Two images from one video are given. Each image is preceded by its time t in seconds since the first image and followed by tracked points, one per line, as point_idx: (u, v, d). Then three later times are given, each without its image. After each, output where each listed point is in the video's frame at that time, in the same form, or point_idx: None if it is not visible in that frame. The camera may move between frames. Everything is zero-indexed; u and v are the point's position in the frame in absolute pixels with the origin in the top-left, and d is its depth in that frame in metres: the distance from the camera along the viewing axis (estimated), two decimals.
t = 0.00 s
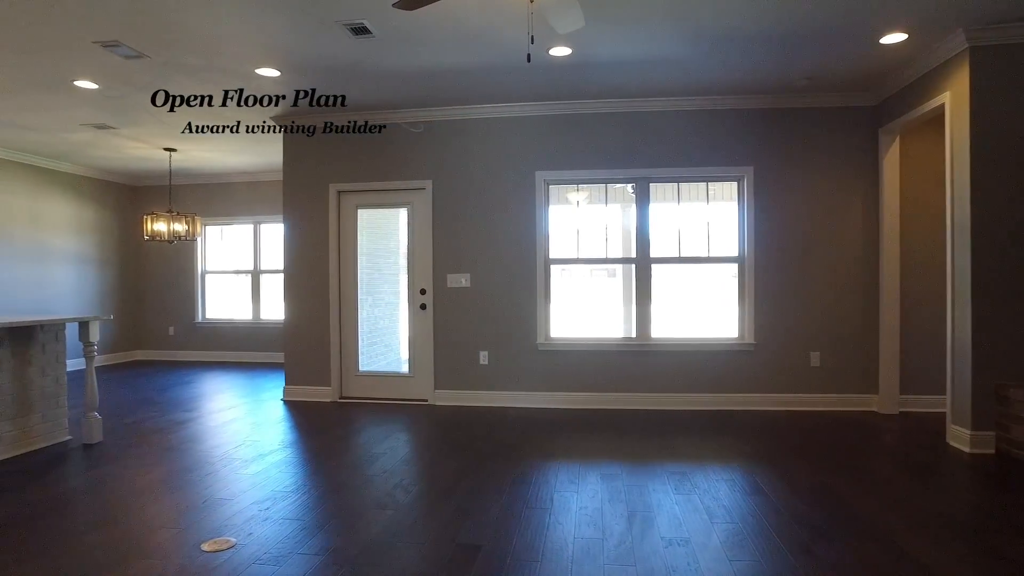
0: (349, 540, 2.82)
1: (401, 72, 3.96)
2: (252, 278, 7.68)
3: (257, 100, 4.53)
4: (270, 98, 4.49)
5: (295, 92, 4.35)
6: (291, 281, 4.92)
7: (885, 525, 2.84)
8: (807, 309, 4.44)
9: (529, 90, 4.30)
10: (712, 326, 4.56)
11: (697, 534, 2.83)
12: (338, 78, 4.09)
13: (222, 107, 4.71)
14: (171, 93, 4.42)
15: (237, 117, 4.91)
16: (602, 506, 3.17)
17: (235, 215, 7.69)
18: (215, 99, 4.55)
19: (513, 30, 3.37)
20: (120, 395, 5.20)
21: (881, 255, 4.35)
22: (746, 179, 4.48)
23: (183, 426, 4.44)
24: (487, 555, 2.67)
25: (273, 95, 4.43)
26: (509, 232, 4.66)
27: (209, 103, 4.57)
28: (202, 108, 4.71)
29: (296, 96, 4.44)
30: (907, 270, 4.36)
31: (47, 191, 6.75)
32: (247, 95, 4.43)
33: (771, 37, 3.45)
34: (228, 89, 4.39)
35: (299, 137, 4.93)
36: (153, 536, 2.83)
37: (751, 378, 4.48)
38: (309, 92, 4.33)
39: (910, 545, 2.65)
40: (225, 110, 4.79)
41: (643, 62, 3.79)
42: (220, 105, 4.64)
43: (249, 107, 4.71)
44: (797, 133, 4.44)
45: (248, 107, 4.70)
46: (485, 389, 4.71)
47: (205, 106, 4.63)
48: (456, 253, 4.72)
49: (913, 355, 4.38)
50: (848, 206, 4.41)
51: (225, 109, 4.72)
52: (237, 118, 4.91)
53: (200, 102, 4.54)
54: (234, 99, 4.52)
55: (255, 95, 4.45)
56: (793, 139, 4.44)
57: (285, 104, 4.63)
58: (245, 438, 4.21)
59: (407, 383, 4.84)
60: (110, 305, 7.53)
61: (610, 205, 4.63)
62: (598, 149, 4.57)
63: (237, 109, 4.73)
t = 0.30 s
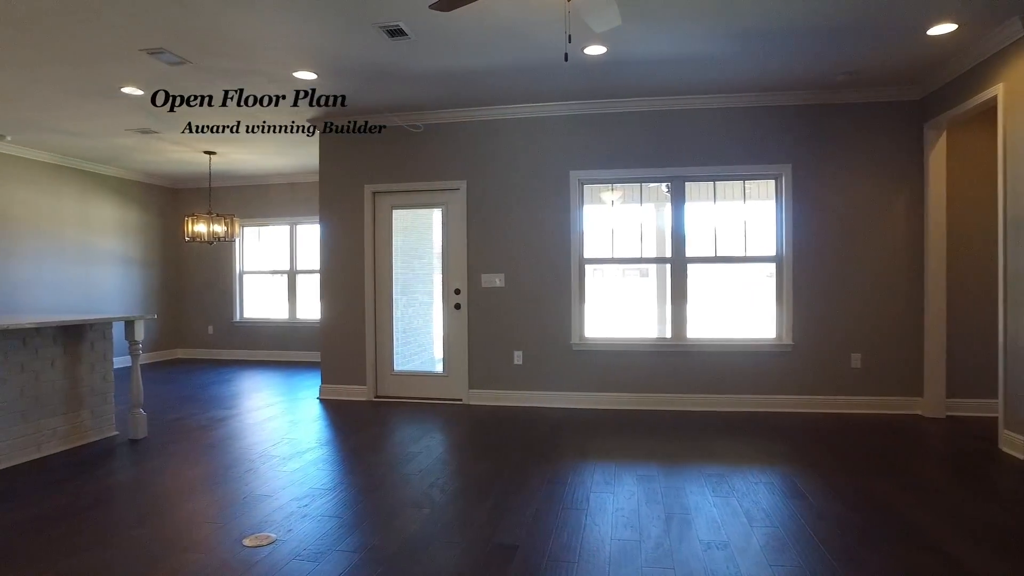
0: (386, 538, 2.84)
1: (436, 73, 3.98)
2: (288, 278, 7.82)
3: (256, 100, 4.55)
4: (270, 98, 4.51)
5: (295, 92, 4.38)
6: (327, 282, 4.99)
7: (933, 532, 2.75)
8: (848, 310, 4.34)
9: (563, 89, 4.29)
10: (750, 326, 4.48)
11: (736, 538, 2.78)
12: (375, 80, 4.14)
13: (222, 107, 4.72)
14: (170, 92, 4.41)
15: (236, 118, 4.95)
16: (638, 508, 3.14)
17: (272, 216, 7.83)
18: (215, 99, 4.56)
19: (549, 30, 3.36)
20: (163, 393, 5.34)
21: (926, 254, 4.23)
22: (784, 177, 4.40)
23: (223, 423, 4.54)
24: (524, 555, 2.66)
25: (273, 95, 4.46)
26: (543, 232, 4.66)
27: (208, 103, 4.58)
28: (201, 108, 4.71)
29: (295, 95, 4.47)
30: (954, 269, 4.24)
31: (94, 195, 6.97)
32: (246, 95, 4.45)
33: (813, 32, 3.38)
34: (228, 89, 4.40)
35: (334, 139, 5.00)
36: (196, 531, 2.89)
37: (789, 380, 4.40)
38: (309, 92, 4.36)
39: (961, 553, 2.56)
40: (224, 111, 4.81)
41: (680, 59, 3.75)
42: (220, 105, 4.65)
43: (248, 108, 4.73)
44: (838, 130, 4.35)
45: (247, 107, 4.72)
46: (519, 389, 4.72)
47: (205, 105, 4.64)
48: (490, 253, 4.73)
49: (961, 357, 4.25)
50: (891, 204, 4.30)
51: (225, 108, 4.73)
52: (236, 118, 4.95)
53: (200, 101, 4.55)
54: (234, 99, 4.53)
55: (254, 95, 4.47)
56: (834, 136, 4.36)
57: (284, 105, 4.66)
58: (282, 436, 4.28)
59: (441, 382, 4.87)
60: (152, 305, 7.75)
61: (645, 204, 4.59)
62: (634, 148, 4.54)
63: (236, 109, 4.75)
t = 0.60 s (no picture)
0: (417, 536, 2.85)
1: (465, 73, 4.00)
2: (319, 278, 7.91)
3: (256, 100, 4.58)
4: (270, 98, 4.54)
5: (296, 92, 4.41)
6: (357, 281, 5.05)
7: (977, 539, 2.67)
8: (885, 309, 4.25)
9: (593, 88, 4.27)
10: (783, 325, 4.41)
11: (770, 541, 2.73)
12: (405, 81, 4.17)
13: (222, 107, 4.75)
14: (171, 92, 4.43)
15: (236, 117, 4.99)
16: (670, 509, 3.10)
17: (302, 217, 7.94)
18: (215, 99, 4.59)
19: (579, 28, 3.35)
20: (199, 390, 5.46)
21: (968, 252, 4.13)
22: (818, 174, 4.33)
23: (256, 420, 4.61)
24: (555, 555, 2.65)
25: (273, 95, 4.49)
26: (573, 232, 4.64)
27: (208, 103, 4.60)
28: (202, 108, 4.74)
29: (295, 95, 4.50)
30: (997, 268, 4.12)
31: (133, 198, 7.15)
32: (245, 95, 4.48)
33: (852, 26, 3.31)
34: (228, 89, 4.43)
35: (364, 140, 5.05)
36: (231, 526, 2.94)
37: (824, 380, 4.32)
38: (309, 92, 4.40)
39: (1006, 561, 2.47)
40: (226, 111, 4.85)
41: (712, 56, 3.71)
42: (220, 105, 4.67)
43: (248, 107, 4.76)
44: (875, 126, 4.27)
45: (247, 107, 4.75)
46: (548, 388, 4.71)
47: (205, 105, 4.67)
48: (518, 253, 4.74)
49: (1004, 360, 4.13)
50: (931, 201, 4.20)
51: (226, 108, 4.76)
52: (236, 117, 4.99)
53: (199, 101, 4.57)
54: (234, 99, 4.55)
55: (254, 95, 4.50)
56: (870, 132, 4.27)
57: (284, 105, 4.69)
58: (314, 434, 4.33)
59: (470, 381, 4.89)
60: (187, 305, 7.92)
61: (675, 203, 4.55)
62: (664, 146, 4.50)
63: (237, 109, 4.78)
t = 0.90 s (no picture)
0: (445, 535, 2.87)
1: (491, 73, 4.00)
2: (344, 278, 7.99)
3: (256, 100, 4.59)
4: (270, 98, 4.55)
5: (296, 92, 4.43)
6: (383, 282, 5.09)
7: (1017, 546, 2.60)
8: (918, 310, 4.17)
9: (619, 87, 4.25)
10: (812, 326, 4.34)
11: (801, 545, 2.69)
12: (431, 82, 4.19)
13: (222, 107, 4.76)
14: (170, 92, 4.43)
15: (236, 117, 5.00)
16: (698, 511, 3.08)
17: (328, 218, 8.02)
18: (215, 99, 4.59)
19: (605, 27, 3.33)
20: (228, 389, 5.55)
21: (1006, 252, 4.02)
22: (849, 172, 4.25)
23: (283, 419, 4.68)
24: (583, 556, 2.65)
25: (274, 95, 4.50)
26: (599, 232, 4.63)
27: (208, 102, 4.61)
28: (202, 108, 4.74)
29: (296, 95, 4.52)
30: None
31: (164, 199, 7.29)
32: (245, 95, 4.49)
33: (884, 20, 3.25)
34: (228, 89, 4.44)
35: (389, 141, 5.09)
36: (261, 523, 2.98)
37: (855, 382, 4.25)
38: (309, 92, 4.43)
39: None
40: (225, 111, 4.86)
41: (741, 53, 3.66)
42: (220, 105, 4.68)
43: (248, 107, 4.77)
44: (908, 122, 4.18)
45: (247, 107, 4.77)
46: (574, 389, 4.70)
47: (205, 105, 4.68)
48: (544, 253, 4.73)
49: None
50: (967, 199, 4.10)
51: (226, 108, 4.77)
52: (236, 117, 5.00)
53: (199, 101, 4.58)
54: (233, 99, 4.56)
55: (254, 95, 4.51)
56: (903, 129, 4.19)
57: (284, 105, 4.71)
58: (340, 433, 4.37)
59: (495, 381, 4.90)
60: (216, 305, 8.05)
61: (702, 202, 4.51)
62: (691, 145, 4.46)
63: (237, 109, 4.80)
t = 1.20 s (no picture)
0: (473, 535, 2.88)
1: (516, 72, 4.00)
2: (370, 278, 8.06)
3: (256, 100, 4.59)
4: (269, 98, 4.55)
5: (296, 92, 4.43)
6: (409, 282, 5.12)
7: None
8: (954, 310, 4.07)
9: (646, 86, 4.22)
10: (842, 327, 4.27)
11: (833, 550, 2.65)
12: (456, 83, 4.20)
13: (221, 107, 4.76)
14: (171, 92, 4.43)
15: (236, 117, 5.01)
16: (726, 513, 3.05)
17: (354, 218, 8.10)
18: (215, 99, 4.60)
19: (632, 26, 3.31)
20: (257, 387, 5.64)
21: None
22: (881, 170, 4.17)
23: (311, 418, 4.74)
24: (611, 557, 2.64)
25: (274, 95, 4.51)
26: (625, 231, 4.60)
27: (208, 102, 4.61)
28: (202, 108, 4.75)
29: (296, 95, 4.52)
30: None
31: (194, 201, 7.43)
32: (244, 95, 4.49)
33: (919, 14, 3.18)
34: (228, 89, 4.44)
35: (414, 142, 5.11)
36: (291, 520, 3.02)
37: (888, 384, 4.16)
38: (309, 92, 4.43)
39: None
40: (225, 110, 4.87)
41: (770, 50, 3.62)
42: (220, 105, 4.69)
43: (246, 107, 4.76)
44: (944, 119, 4.09)
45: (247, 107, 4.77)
46: (599, 389, 4.68)
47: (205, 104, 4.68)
48: (569, 253, 4.72)
49: None
50: (1004, 197, 4.00)
51: (226, 108, 4.78)
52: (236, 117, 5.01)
53: (198, 101, 4.59)
54: (233, 99, 4.56)
55: (254, 95, 4.52)
56: (939, 126, 4.09)
57: (284, 105, 4.71)
58: (367, 432, 4.41)
59: (520, 382, 4.90)
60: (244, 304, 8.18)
61: (730, 202, 4.46)
62: (719, 144, 4.42)
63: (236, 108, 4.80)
